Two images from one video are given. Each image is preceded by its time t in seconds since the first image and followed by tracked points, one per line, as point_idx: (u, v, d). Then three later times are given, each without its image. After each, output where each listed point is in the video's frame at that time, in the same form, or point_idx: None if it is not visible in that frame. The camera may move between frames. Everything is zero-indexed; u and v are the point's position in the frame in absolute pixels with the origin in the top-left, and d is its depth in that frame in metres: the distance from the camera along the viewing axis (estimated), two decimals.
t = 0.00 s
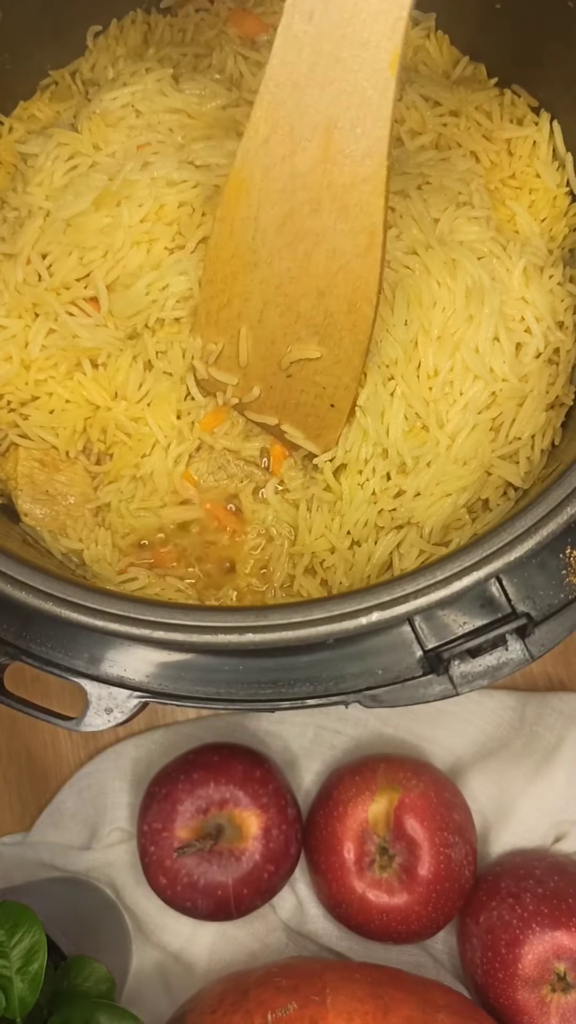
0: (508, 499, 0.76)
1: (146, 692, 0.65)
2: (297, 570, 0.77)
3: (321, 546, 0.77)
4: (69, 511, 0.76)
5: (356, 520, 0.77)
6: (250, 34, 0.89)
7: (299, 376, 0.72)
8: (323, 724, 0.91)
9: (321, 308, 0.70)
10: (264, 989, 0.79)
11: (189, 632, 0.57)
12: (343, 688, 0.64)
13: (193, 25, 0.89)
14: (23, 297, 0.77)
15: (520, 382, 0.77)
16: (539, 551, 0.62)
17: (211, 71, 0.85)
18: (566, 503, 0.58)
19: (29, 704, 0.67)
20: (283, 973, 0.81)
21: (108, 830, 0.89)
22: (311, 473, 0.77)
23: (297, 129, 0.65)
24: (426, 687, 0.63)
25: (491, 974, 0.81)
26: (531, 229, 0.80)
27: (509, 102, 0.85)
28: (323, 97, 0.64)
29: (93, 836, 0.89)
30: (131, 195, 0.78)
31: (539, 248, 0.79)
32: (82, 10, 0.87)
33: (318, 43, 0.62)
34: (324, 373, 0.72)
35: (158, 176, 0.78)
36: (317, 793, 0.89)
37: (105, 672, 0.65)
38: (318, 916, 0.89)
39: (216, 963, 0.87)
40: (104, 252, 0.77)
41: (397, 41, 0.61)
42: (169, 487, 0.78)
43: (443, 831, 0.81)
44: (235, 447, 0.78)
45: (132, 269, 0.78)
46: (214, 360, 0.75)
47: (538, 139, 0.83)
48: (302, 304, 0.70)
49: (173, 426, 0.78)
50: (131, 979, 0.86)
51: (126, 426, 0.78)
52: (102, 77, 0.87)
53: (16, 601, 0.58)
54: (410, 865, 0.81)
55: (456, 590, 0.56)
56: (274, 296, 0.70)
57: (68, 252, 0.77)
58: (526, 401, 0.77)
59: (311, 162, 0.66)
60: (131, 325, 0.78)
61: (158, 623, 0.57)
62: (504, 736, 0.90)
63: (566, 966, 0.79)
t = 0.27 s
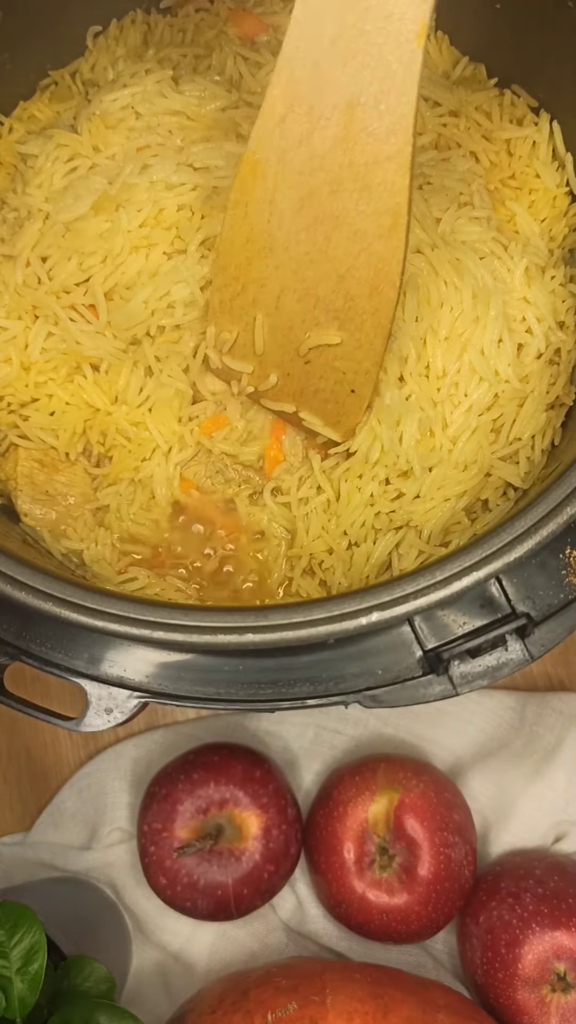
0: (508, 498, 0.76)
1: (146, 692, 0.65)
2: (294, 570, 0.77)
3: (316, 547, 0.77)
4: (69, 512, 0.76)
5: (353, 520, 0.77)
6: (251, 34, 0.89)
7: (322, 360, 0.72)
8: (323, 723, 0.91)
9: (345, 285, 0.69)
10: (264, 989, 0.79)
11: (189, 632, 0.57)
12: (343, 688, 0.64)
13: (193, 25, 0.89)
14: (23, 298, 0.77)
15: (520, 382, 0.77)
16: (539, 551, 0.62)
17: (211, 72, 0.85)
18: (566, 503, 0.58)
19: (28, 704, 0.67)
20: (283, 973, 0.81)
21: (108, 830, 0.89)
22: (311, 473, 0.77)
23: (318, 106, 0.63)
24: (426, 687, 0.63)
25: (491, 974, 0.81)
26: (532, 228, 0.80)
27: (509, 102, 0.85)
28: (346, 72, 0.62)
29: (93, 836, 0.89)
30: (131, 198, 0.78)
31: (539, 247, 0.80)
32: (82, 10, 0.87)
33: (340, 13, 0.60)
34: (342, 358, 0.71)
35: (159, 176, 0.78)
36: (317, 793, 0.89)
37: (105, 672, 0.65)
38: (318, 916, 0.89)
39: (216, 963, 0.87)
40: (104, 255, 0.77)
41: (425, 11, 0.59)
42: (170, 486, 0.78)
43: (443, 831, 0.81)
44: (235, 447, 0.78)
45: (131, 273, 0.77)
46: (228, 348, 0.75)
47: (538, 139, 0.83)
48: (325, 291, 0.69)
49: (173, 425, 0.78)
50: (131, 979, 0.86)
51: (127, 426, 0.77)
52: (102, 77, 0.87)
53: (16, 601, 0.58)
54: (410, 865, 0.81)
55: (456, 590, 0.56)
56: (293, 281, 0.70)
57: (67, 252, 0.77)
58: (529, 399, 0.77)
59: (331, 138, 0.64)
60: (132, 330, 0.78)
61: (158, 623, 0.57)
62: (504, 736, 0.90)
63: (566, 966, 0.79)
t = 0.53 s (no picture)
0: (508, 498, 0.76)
1: (146, 692, 0.65)
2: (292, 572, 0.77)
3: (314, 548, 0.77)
4: (69, 512, 0.76)
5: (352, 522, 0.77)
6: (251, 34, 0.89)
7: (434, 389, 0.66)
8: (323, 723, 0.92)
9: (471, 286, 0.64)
10: (264, 989, 0.79)
11: (188, 632, 0.57)
12: (343, 688, 0.64)
13: (193, 25, 0.88)
14: (23, 297, 0.77)
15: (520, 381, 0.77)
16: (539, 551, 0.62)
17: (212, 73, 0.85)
18: (566, 503, 0.58)
19: (28, 704, 0.67)
20: (283, 974, 0.81)
21: (109, 829, 0.89)
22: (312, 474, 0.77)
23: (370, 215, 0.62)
24: (426, 687, 0.64)
25: (491, 975, 0.81)
26: (530, 230, 0.80)
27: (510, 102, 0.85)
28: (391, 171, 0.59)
29: (94, 836, 0.89)
30: (131, 209, 0.78)
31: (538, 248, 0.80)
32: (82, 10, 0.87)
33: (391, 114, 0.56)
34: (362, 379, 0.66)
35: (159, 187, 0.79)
36: (317, 793, 0.89)
37: (105, 672, 0.65)
38: (318, 915, 0.89)
39: (216, 962, 0.87)
40: (105, 263, 0.77)
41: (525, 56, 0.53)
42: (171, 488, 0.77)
43: (443, 831, 0.81)
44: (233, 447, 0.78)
45: (133, 281, 0.77)
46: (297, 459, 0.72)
47: (538, 139, 0.83)
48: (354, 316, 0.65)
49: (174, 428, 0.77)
50: (131, 979, 0.86)
51: (127, 427, 0.77)
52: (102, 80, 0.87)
53: (17, 601, 0.58)
54: (411, 866, 0.81)
55: (456, 590, 0.56)
56: (381, 387, 0.66)
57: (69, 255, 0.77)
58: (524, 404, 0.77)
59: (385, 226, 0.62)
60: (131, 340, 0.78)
61: (157, 623, 0.57)
62: (504, 737, 0.90)
63: (566, 966, 0.79)
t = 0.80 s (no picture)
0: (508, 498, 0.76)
1: (146, 692, 0.65)
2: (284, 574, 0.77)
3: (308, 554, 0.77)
4: (69, 512, 0.76)
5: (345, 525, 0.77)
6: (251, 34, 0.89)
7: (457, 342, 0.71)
8: (323, 724, 0.91)
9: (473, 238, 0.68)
10: (264, 989, 0.79)
11: (188, 632, 0.57)
12: (343, 688, 0.64)
13: (193, 25, 0.88)
14: (23, 298, 0.77)
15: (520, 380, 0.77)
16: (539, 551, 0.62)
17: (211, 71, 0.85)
18: (566, 503, 0.58)
19: (28, 704, 0.67)
20: (283, 974, 0.81)
21: (108, 830, 0.89)
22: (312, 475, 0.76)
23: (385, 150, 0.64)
24: (426, 687, 0.64)
25: (491, 975, 0.81)
26: (530, 229, 0.80)
27: (509, 102, 0.85)
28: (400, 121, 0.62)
29: (93, 836, 0.89)
30: (130, 209, 0.77)
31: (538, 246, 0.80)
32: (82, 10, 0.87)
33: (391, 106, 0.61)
34: (417, 384, 0.72)
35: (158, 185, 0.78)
36: (317, 793, 0.89)
37: (105, 672, 0.65)
38: (318, 916, 0.89)
39: (216, 963, 0.87)
40: (104, 263, 0.77)
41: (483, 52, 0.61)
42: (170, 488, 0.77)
43: (443, 831, 0.81)
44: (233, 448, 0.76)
45: (130, 284, 0.76)
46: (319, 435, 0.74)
47: (538, 139, 0.83)
48: (381, 266, 0.68)
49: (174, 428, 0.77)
50: (131, 979, 0.86)
51: (126, 428, 0.77)
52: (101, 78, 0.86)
53: (16, 601, 0.59)
54: (411, 865, 0.81)
55: (456, 590, 0.56)
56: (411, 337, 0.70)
57: (68, 254, 0.77)
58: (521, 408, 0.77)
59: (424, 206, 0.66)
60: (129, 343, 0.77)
61: (157, 623, 0.57)
62: (504, 736, 0.90)
63: (566, 966, 0.79)
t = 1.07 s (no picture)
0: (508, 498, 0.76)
1: (146, 692, 0.65)
2: (282, 582, 0.77)
3: (305, 563, 0.76)
4: (69, 512, 0.77)
5: (341, 531, 0.77)
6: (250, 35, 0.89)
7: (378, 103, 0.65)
8: (323, 724, 0.92)
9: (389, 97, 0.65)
10: (264, 989, 0.79)
11: (188, 633, 0.57)
12: (343, 688, 0.64)
13: (192, 24, 0.88)
14: (22, 298, 0.77)
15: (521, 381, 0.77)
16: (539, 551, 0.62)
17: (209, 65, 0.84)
18: (566, 503, 0.58)
19: (28, 704, 0.67)
20: (283, 974, 0.81)
21: (108, 830, 0.89)
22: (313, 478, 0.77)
23: None
24: (426, 687, 0.64)
25: (491, 974, 0.81)
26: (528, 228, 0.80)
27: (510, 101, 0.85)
28: None
29: (93, 836, 0.89)
30: (114, 216, 0.76)
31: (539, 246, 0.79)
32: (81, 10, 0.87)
33: None
34: (334, 153, 0.67)
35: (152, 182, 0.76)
36: (317, 793, 0.89)
37: (105, 672, 0.65)
38: (318, 915, 0.89)
39: (216, 962, 0.87)
40: (96, 272, 0.76)
41: None
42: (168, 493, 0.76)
43: (442, 831, 0.81)
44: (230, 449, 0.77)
45: (121, 298, 0.76)
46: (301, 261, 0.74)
47: (539, 137, 0.83)
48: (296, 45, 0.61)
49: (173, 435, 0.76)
50: (131, 979, 0.86)
51: (126, 429, 0.76)
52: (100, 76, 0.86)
53: (17, 601, 0.59)
54: (410, 865, 0.81)
55: (455, 590, 0.56)
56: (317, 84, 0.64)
57: (68, 253, 0.76)
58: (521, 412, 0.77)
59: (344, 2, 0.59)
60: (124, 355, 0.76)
61: (157, 623, 0.57)
62: (504, 736, 0.90)
63: (566, 966, 0.79)
